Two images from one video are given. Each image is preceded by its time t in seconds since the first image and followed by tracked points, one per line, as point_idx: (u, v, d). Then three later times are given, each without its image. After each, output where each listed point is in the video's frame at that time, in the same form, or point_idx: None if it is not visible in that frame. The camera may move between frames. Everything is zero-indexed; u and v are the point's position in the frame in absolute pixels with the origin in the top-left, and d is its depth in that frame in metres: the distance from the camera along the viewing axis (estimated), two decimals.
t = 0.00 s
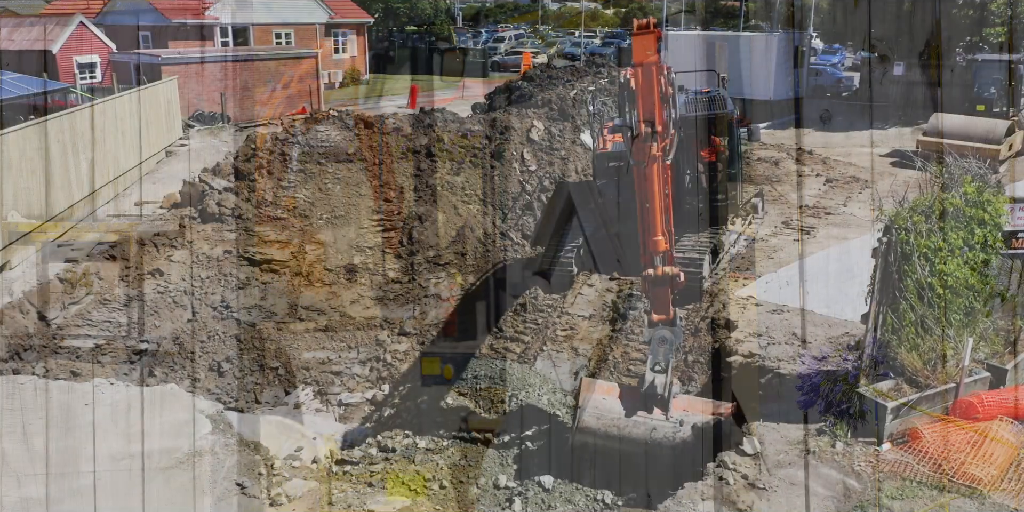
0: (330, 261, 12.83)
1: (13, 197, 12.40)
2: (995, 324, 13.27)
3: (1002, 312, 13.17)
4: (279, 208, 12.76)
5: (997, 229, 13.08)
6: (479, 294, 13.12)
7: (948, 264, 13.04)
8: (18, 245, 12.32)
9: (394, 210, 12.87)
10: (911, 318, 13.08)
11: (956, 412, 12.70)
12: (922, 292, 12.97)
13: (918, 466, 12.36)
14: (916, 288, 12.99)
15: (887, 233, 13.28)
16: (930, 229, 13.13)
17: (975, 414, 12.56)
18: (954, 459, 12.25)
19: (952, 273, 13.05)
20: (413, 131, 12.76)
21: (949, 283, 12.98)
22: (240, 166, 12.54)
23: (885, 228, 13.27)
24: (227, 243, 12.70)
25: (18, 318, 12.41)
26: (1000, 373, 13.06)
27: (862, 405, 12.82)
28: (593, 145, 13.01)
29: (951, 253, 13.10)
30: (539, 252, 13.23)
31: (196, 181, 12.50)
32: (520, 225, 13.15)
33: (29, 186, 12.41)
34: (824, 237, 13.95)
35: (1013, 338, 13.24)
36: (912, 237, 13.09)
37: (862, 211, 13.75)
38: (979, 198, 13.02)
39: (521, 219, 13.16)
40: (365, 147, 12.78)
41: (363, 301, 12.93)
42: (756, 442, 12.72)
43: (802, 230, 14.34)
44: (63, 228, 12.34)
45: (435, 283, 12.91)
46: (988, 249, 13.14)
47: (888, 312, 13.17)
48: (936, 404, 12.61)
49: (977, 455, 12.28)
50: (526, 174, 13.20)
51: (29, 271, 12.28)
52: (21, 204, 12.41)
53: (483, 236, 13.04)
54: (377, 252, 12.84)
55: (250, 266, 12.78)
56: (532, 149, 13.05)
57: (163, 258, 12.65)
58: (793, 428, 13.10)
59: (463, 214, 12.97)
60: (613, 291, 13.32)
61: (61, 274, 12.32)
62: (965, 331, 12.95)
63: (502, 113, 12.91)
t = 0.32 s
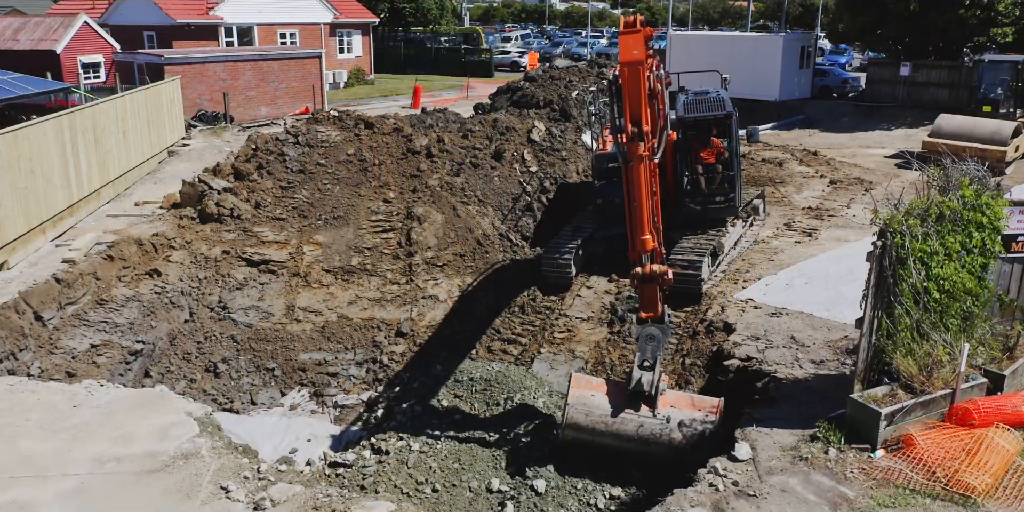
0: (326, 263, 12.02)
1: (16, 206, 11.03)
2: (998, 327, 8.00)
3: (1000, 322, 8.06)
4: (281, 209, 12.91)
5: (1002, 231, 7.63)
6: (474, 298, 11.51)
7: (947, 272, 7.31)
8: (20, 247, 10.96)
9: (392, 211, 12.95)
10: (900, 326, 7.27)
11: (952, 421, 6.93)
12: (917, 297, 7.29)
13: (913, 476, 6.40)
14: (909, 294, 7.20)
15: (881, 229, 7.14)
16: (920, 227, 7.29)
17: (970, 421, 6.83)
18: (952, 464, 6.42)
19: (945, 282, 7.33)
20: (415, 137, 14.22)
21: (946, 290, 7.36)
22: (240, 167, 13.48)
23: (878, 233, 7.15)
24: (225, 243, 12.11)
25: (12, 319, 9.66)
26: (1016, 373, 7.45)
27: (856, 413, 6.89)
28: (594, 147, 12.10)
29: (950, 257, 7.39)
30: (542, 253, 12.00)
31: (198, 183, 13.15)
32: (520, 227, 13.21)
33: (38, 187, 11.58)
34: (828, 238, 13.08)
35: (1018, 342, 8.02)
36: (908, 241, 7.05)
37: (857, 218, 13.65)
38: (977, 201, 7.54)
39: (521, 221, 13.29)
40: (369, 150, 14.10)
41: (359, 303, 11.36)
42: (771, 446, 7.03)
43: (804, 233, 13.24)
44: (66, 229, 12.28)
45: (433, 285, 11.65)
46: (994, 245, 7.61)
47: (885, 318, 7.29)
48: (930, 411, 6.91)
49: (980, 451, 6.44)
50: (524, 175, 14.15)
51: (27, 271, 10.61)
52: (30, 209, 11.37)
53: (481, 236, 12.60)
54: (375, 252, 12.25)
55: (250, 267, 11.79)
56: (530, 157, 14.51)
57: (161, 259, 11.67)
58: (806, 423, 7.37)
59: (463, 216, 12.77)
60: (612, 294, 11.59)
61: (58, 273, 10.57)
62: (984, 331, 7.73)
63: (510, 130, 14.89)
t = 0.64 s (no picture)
0: (324, 264, 11.99)
1: (16, 206, 11.04)
2: (998, 332, 7.88)
3: (1000, 327, 7.94)
4: (280, 209, 12.89)
5: (1002, 235, 7.55)
6: (473, 297, 11.45)
7: (944, 277, 7.24)
8: (15, 249, 10.97)
9: (392, 212, 12.90)
10: (896, 331, 7.19)
11: (948, 428, 6.82)
12: (914, 302, 7.22)
13: (907, 484, 6.30)
14: (906, 299, 7.15)
15: (877, 233, 7.07)
16: (917, 230, 7.21)
17: (967, 428, 6.71)
18: (946, 472, 6.32)
19: (942, 286, 7.27)
20: (416, 138, 14.22)
21: (944, 295, 7.30)
22: (240, 168, 13.47)
23: (873, 237, 7.07)
24: (224, 244, 12.09)
25: (8, 318, 9.69)
26: (1016, 380, 7.32)
27: (851, 419, 6.79)
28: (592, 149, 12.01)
29: (947, 261, 7.31)
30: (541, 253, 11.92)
31: (199, 184, 13.15)
32: (521, 228, 13.15)
33: (38, 187, 11.59)
34: (831, 239, 12.95)
35: (1018, 348, 7.89)
36: (904, 246, 6.99)
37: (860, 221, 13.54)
38: (976, 204, 7.44)
39: (522, 222, 13.24)
40: (369, 151, 14.08)
41: (357, 304, 11.33)
42: (764, 452, 6.94)
43: (808, 235, 13.13)
44: (66, 229, 12.30)
45: (431, 286, 11.60)
46: (994, 249, 7.53)
47: (881, 323, 7.20)
48: (926, 418, 6.81)
49: (976, 460, 6.33)
50: (525, 175, 14.09)
51: (25, 271, 10.64)
52: (29, 209, 11.38)
53: (481, 237, 12.53)
54: (374, 252, 12.22)
55: (248, 268, 11.77)
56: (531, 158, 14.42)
57: (159, 260, 11.67)
58: (803, 429, 7.27)
59: (462, 217, 12.71)
60: (611, 296, 11.50)
61: (55, 274, 10.60)
62: (984, 336, 7.63)
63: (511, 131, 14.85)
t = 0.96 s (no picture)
0: (323, 264, 11.96)
1: (15, 207, 11.06)
2: (997, 338, 7.78)
3: (999, 333, 7.85)
4: (280, 210, 12.86)
5: (1002, 240, 7.42)
6: (470, 300, 11.37)
7: (943, 281, 7.15)
8: (14, 249, 10.99)
9: (392, 213, 12.85)
10: (893, 337, 7.07)
11: (946, 435, 6.72)
12: (911, 307, 7.13)
13: (901, 492, 6.22)
14: (903, 304, 7.05)
15: (873, 237, 6.95)
16: (914, 234, 7.11)
17: (964, 436, 6.62)
18: (942, 481, 6.23)
19: (940, 291, 7.17)
20: (417, 139, 14.20)
21: (942, 300, 7.21)
22: (241, 168, 13.46)
23: (869, 241, 6.96)
24: (223, 244, 12.08)
25: (4, 318, 9.73)
26: (1016, 387, 7.22)
27: (846, 426, 6.71)
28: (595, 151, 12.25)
29: (946, 266, 7.21)
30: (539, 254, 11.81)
31: (200, 184, 13.14)
32: (521, 229, 13.07)
33: (38, 187, 11.59)
34: (835, 242, 12.83)
35: (1018, 354, 7.79)
36: (900, 250, 6.88)
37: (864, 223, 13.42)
38: (975, 208, 7.33)
39: (522, 223, 13.11)
40: (370, 152, 14.05)
41: (355, 306, 11.30)
42: (757, 459, 6.86)
43: (811, 237, 13.01)
44: (66, 229, 12.31)
45: (429, 287, 11.55)
46: (994, 254, 7.40)
47: (878, 329, 7.07)
48: (922, 425, 6.74)
49: (973, 467, 6.23)
50: (526, 176, 14.01)
51: (23, 271, 10.66)
52: (29, 209, 11.40)
53: (480, 238, 12.45)
54: (373, 253, 12.17)
55: (247, 268, 11.75)
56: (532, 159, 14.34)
57: (158, 260, 11.67)
58: (797, 434, 7.19)
59: (462, 218, 12.64)
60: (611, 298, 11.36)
61: (53, 274, 10.62)
62: (983, 341, 7.52)
63: (512, 131, 14.76)
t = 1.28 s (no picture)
0: (322, 265, 11.94)
1: (14, 207, 11.06)
2: (996, 344, 7.69)
3: (998, 338, 7.76)
4: (280, 210, 12.84)
5: (1002, 244, 7.31)
6: (468, 302, 11.34)
7: (939, 286, 7.02)
8: (11, 249, 10.98)
9: (391, 214, 12.79)
10: (889, 343, 6.99)
11: (942, 443, 6.63)
12: (907, 312, 7.01)
13: (895, 500, 6.13)
14: (899, 310, 6.92)
15: (869, 241, 6.90)
16: (910, 239, 7.00)
17: (960, 444, 6.52)
18: (936, 490, 6.15)
19: (936, 297, 7.03)
20: (418, 139, 14.18)
21: (939, 305, 7.07)
22: (242, 169, 13.45)
23: (864, 246, 6.91)
24: (223, 245, 12.09)
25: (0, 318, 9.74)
26: (1015, 394, 7.12)
27: (839, 431, 6.64)
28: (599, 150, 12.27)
29: (942, 271, 7.07)
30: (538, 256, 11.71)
31: (200, 184, 13.13)
32: (522, 230, 13.00)
33: (37, 187, 11.60)
34: (837, 244, 12.71)
35: (1018, 360, 7.70)
36: (895, 254, 6.79)
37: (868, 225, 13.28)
38: (974, 212, 7.22)
39: (522, 225, 13.01)
40: (371, 152, 14.02)
41: (353, 307, 11.27)
42: (750, 465, 6.79)
43: (814, 239, 12.89)
44: (67, 229, 12.33)
45: (428, 288, 11.52)
46: (994, 258, 7.29)
47: (873, 334, 7.02)
48: (919, 432, 6.65)
49: (967, 476, 6.16)
50: (527, 177, 13.96)
51: (22, 272, 10.67)
52: (28, 209, 11.42)
53: (479, 240, 12.34)
54: (372, 255, 12.13)
55: (246, 269, 11.73)
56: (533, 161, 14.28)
57: (157, 260, 11.68)
58: (792, 440, 7.11)
59: (462, 218, 12.57)
60: (611, 300, 11.24)
61: (52, 274, 10.62)
62: (982, 347, 7.43)
63: (515, 132, 14.86)
